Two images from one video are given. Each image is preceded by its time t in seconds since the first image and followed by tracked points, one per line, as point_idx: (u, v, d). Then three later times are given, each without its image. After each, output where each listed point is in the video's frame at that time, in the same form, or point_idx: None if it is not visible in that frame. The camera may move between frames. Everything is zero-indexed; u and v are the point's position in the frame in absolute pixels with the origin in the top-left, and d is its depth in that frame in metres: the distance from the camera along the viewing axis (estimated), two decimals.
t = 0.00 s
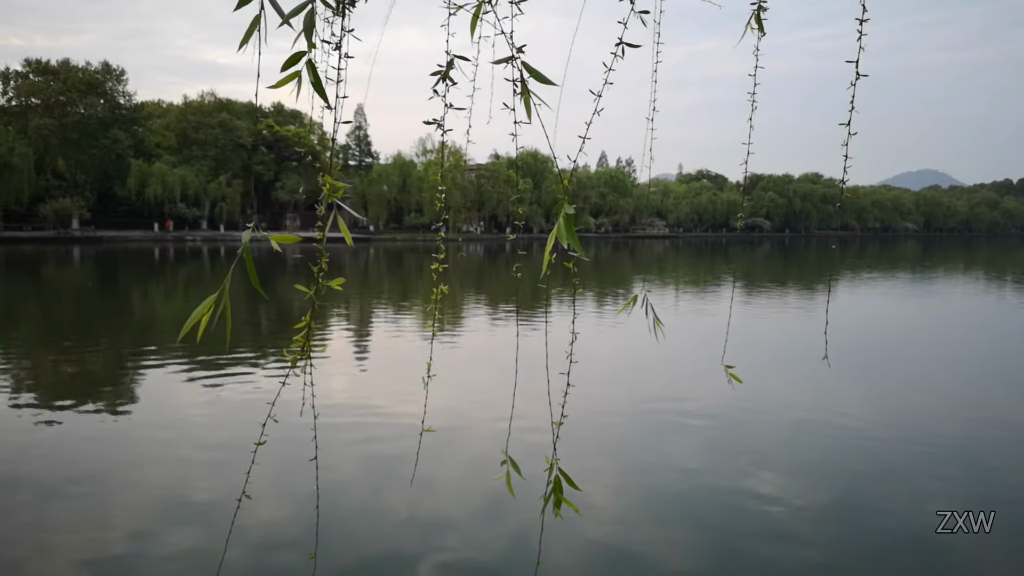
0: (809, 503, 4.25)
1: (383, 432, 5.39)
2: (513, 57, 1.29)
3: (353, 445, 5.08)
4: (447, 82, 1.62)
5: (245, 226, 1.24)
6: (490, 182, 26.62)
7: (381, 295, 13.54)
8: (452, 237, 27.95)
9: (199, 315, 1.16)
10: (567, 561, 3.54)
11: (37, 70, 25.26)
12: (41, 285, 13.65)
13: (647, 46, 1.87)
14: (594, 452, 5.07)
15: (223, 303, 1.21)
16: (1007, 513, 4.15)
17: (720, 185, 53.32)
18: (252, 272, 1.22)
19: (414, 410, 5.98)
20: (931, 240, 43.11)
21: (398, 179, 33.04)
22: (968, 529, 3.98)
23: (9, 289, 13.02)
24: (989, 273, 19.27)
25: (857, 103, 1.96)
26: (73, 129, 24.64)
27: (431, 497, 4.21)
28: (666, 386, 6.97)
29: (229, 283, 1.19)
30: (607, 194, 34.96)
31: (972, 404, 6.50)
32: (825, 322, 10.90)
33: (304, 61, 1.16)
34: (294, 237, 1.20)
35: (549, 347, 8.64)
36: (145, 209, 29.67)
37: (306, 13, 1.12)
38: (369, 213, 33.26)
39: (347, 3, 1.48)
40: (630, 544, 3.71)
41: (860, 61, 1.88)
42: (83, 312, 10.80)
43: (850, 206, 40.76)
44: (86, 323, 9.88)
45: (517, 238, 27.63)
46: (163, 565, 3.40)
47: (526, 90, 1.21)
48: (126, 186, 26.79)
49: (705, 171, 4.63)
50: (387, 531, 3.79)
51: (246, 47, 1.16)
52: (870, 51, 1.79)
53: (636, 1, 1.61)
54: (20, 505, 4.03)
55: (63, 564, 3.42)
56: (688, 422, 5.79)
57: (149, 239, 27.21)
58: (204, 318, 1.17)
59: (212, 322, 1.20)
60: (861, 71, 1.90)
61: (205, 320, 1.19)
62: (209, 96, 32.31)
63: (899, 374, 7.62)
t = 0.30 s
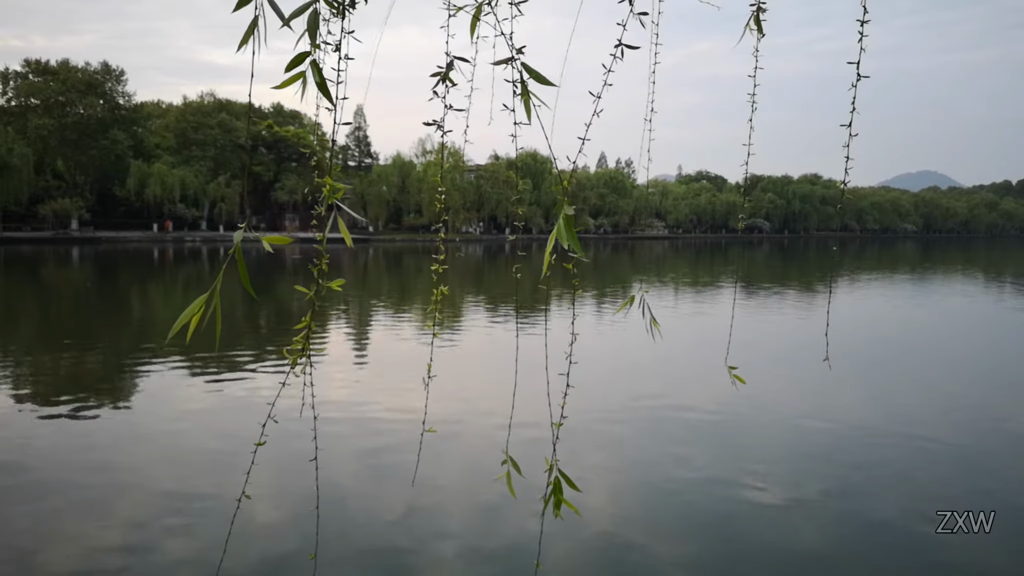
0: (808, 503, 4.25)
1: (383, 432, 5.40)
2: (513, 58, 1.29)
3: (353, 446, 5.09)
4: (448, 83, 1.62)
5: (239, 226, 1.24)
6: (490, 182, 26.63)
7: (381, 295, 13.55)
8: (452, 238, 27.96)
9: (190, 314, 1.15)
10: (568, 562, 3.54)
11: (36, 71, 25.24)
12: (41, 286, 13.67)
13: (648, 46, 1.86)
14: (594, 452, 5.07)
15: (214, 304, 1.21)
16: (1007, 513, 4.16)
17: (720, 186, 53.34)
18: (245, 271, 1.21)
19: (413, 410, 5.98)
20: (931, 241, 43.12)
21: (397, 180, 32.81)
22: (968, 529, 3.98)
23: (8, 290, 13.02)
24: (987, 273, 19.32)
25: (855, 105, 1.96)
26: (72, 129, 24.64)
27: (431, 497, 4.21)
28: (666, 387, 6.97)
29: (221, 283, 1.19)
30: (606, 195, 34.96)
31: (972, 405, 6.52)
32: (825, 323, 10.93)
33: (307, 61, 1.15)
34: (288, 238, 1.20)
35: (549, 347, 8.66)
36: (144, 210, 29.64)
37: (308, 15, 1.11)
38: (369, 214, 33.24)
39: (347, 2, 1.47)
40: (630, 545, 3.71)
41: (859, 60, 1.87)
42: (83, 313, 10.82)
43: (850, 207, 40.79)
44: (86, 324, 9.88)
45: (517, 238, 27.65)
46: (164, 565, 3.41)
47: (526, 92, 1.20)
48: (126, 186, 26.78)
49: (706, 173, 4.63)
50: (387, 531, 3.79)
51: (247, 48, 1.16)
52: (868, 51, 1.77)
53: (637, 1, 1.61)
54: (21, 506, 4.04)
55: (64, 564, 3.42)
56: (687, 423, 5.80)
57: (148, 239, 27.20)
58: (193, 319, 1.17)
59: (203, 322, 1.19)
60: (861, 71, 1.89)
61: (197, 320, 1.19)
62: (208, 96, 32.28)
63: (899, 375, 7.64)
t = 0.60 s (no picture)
0: (810, 504, 4.25)
1: (385, 433, 5.41)
2: (514, 60, 1.29)
3: (355, 446, 5.10)
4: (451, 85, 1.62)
5: (238, 227, 1.25)
6: (490, 183, 26.64)
7: (382, 296, 13.56)
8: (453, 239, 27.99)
9: (188, 316, 1.16)
10: (568, 562, 3.54)
11: (37, 72, 25.26)
12: (43, 287, 13.69)
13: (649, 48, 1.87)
14: (595, 453, 5.08)
15: (212, 305, 1.21)
16: (1008, 513, 4.16)
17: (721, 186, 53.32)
18: (244, 272, 1.21)
19: (415, 411, 6.00)
20: (932, 241, 43.10)
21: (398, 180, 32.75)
22: (968, 529, 3.98)
23: (8, 291, 13.03)
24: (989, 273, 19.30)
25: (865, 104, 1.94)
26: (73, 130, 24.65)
27: (433, 498, 4.22)
28: (666, 386, 6.98)
29: (219, 284, 1.19)
30: (607, 195, 34.97)
31: (973, 405, 6.52)
32: (825, 323, 10.92)
33: (308, 62, 1.15)
34: (287, 239, 1.20)
35: (549, 348, 8.67)
36: (145, 211, 29.64)
37: (307, 17, 1.12)
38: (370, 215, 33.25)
39: (349, 4, 1.47)
40: (630, 545, 3.71)
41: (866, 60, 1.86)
42: (84, 314, 10.84)
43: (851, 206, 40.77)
44: (86, 325, 9.88)
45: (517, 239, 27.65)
46: (166, 566, 3.42)
47: (528, 94, 1.20)
48: (127, 187, 26.78)
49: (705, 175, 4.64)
50: (390, 532, 3.80)
51: (249, 48, 1.16)
52: (871, 52, 1.76)
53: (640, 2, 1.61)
54: (22, 507, 4.04)
55: (65, 566, 3.42)
56: (689, 423, 5.81)
57: (149, 240, 27.21)
58: (192, 320, 1.17)
59: (202, 323, 1.19)
60: (867, 71, 1.88)
61: (195, 321, 1.19)
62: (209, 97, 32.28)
63: (900, 375, 7.64)
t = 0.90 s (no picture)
0: (810, 503, 4.26)
1: (385, 433, 5.41)
2: (513, 61, 1.29)
3: (357, 446, 5.11)
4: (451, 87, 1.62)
5: (240, 228, 1.25)
6: (490, 183, 26.67)
7: (382, 296, 13.58)
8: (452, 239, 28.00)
9: (190, 317, 1.16)
10: (569, 562, 3.54)
11: (38, 73, 25.29)
12: (43, 287, 13.71)
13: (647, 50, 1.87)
14: (596, 452, 5.08)
15: (214, 307, 1.21)
16: (1007, 513, 4.16)
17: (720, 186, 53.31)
18: (246, 272, 1.22)
19: (415, 411, 6.00)
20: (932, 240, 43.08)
21: (398, 181, 32.73)
22: (968, 529, 3.98)
23: (9, 292, 13.04)
24: (988, 273, 19.29)
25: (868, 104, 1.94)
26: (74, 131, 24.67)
27: (435, 498, 4.23)
28: (665, 386, 7.00)
29: (221, 285, 1.19)
30: (607, 196, 35.00)
31: (973, 404, 6.53)
32: (825, 324, 10.92)
33: (304, 65, 1.15)
34: (289, 240, 1.20)
35: (549, 348, 8.68)
36: (145, 211, 29.68)
37: (305, 18, 1.12)
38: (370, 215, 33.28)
39: (350, 5, 1.47)
40: (631, 545, 3.71)
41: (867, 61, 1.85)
42: (85, 314, 10.86)
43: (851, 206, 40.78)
44: (87, 326, 9.90)
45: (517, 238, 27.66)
46: (167, 565, 3.43)
47: (527, 95, 1.21)
48: (127, 188, 26.79)
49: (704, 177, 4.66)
50: (393, 532, 3.80)
51: (250, 48, 1.16)
52: (873, 53, 1.75)
53: (639, 2, 1.60)
54: (23, 506, 4.05)
55: (66, 565, 3.43)
56: (689, 423, 5.81)
57: (149, 241, 27.24)
58: (195, 321, 1.17)
59: (204, 324, 1.20)
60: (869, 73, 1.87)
61: (198, 322, 1.19)
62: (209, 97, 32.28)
63: (900, 374, 7.65)
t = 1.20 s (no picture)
0: (810, 503, 4.25)
1: (383, 433, 5.40)
2: (508, 61, 1.28)
3: (356, 446, 5.10)
4: (445, 87, 1.62)
5: (242, 227, 1.25)
6: (487, 183, 26.66)
7: (380, 297, 13.57)
8: (449, 240, 27.98)
9: (191, 317, 1.15)
10: (570, 562, 3.54)
11: (33, 73, 25.23)
12: (39, 288, 13.66)
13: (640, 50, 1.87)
14: (595, 452, 5.08)
15: (216, 306, 1.20)
16: (1008, 513, 4.16)
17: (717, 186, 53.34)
18: (247, 273, 1.21)
19: (412, 410, 6.00)
20: (929, 240, 43.13)
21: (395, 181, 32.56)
22: (968, 529, 3.98)
23: (5, 293, 12.99)
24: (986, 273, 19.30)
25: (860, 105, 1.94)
26: (70, 132, 24.60)
27: (435, 498, 4.22)
28: (660, 386, 7.00)
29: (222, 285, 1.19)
30: (604, 196, 35.01)
31: (971, 404, 6.53)
32: (822, 323, 10.92)
33: (298, 67, 1.15)
34: (288, 240, 1.20)
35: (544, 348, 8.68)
36: (142, 212, 29.65)
37: (300, 18, 1.11)
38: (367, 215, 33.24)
39: (346, 5, 1.47)
40: (631, 544, 3.71)
41: (861, 60, 1.85)
42: (82, 315, 10.82)
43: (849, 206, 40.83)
44: (84, 327, 9.87)
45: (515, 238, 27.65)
46: (165, 566, 3.41)
47: (522, 94, 1.20)
48: (123, 188, 26.71)
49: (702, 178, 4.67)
50: (393, 532, 3.80)
51: (248, 48, 1.16)
52: (867, 51, 1.75)
53: (631, 3, 1.60)
54: (21, 507, 4.03)
55: (65, 566, 3.41)
56: (687, 422, 5.81)
57: (146, 241, 27.18)
58: (197, 321, 1.17)
59: (206, 324, 1.19)
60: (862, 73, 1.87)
61: (200, 322, 1.18)
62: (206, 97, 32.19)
63: (898, 374, 7.65)
